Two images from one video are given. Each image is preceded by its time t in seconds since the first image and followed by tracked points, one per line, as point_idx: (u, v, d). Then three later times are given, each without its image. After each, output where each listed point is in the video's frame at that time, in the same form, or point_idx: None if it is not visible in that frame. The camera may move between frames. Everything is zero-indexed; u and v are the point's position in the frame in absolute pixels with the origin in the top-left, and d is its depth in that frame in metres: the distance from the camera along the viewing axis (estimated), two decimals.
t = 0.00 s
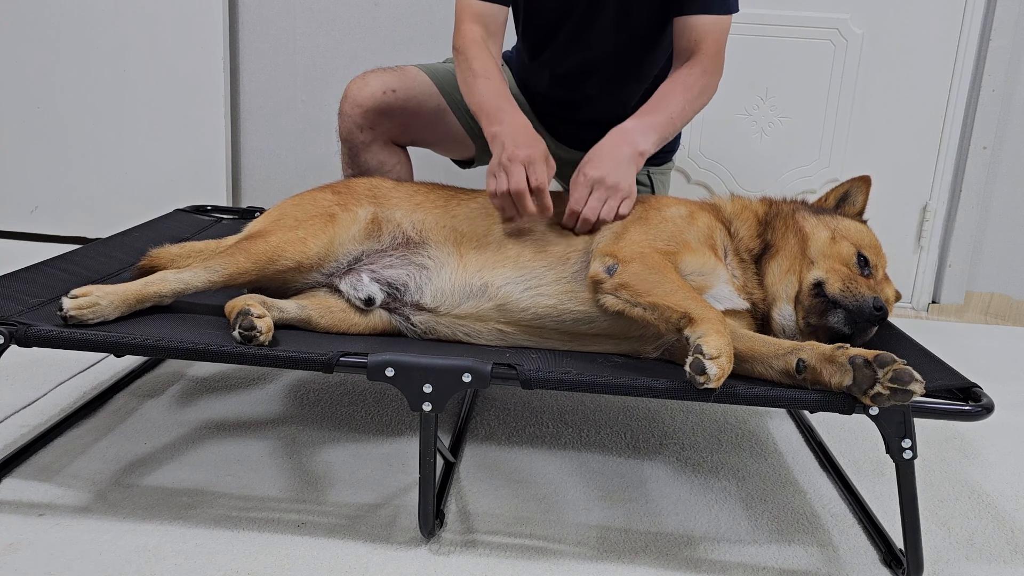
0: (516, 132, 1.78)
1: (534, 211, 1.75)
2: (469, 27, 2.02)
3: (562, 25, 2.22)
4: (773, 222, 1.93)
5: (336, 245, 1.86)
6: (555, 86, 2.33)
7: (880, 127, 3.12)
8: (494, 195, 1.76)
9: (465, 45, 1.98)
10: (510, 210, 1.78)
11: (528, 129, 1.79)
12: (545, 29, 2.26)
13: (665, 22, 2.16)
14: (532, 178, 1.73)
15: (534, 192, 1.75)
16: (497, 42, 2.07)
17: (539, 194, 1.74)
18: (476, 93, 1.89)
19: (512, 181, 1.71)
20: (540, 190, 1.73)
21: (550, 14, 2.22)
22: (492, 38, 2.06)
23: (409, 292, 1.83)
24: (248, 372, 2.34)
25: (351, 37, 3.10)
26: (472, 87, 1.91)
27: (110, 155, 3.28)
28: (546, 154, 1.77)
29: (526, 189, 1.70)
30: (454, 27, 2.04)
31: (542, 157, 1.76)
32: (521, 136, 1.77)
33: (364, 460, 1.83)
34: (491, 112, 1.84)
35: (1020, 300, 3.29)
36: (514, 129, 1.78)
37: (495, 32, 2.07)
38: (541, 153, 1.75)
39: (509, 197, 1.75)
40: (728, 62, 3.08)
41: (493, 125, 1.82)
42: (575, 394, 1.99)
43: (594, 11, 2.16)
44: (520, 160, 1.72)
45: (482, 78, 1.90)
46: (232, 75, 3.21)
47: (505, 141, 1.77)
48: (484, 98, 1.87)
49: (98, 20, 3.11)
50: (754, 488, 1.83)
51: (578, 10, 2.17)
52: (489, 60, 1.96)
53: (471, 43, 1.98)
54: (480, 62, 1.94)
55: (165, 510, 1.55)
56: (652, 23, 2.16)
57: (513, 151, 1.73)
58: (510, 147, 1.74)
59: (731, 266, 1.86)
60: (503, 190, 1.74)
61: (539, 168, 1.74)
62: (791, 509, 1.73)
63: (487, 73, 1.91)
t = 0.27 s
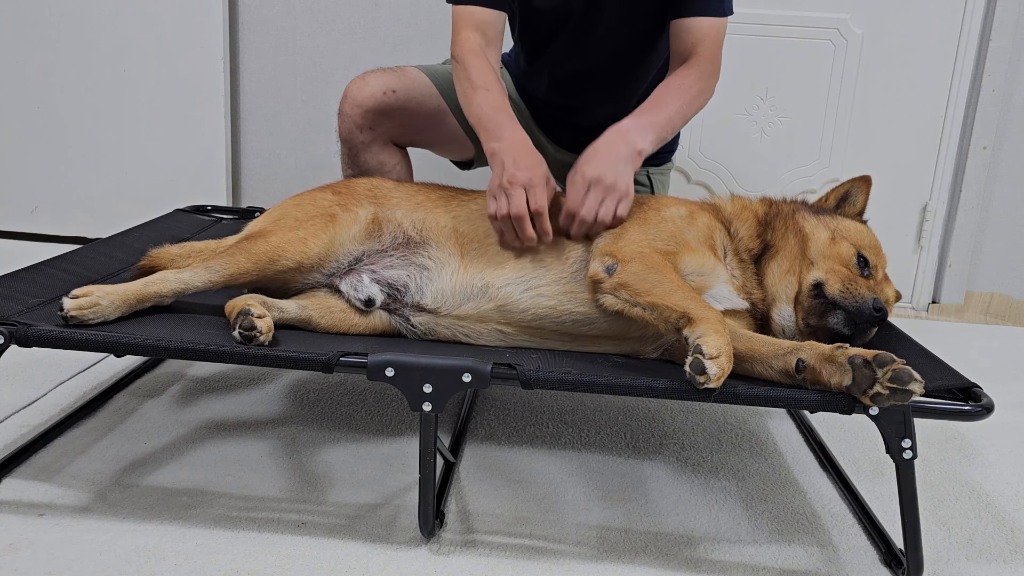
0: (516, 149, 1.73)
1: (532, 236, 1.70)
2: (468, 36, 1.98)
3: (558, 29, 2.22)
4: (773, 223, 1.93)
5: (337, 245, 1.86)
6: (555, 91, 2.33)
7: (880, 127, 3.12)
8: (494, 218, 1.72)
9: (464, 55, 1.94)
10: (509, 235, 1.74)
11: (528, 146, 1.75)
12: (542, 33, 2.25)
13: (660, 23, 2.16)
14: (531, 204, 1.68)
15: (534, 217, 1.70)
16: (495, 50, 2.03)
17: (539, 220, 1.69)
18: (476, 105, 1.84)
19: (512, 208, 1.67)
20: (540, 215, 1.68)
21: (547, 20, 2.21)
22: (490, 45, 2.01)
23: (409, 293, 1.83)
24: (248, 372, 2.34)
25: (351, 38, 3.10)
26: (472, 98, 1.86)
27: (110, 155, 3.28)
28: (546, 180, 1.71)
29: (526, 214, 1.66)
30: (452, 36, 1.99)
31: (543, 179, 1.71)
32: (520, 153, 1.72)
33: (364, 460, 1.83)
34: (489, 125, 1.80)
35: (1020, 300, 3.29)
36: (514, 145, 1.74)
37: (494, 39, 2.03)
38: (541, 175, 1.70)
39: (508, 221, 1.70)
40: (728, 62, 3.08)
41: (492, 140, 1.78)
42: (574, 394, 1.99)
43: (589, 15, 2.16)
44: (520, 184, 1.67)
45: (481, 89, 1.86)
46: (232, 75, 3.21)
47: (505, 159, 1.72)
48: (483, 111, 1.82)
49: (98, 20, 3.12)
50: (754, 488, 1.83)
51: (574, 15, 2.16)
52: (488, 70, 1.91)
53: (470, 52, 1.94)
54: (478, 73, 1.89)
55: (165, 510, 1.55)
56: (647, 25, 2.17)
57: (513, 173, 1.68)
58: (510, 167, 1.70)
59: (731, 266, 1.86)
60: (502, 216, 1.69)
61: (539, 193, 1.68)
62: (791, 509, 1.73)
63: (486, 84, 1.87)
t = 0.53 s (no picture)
0: (513, 172, 1.71)
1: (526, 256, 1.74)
2: (467, 41, 1.97)
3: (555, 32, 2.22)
4: (773, 223, 1.93)
5: (337, 244, 1.86)
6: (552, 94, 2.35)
7: (880, 127, 3.12)
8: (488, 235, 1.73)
9: (461, 61, 1.94)
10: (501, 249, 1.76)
11: (523, 156, 1.74)
12: (539, 36, 2.26)
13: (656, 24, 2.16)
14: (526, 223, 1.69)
15: (529, 237, 1.72)
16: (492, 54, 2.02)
17: (534, 240, 1.72)
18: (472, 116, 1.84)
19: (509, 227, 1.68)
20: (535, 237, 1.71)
21: (544, 23, 2.21)
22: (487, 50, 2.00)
23: (409, 292, 1.83)
24: (248, 372, 2.34)
25: (351, 38, 3.10)
26: (468, 107, 1.86)
27: (111, 155, 3.28)
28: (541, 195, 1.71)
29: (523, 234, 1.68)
30: (450, 41, 1.99)
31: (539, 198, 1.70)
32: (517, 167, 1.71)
33: (364, 460, 1.83)
34: (485, 141, 1.79)
35: (1020, 300, 3.29)
36: (511, 163, 1.72)
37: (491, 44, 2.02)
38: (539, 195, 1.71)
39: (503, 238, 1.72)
40: (728, 62, 3.08)
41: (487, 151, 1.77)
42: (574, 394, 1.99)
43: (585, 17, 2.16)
44: (517, 204, 1.68)
45: (479, 99, 1.85)
46: (232, 75, 3.21)
47: (501, 176, 1.71)
48: (479, 121, 1.82)
49: (98, 20, 3.12)
50: (754, 488, 1.83)
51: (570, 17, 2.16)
52: (484, 76, 1.90)
53: (467, 58, 1.94)
54: (476, 80, 1.88)
55: (165, 510, 1.55)
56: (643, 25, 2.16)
57: (511, 191, 1.68)
58: (506, 185, 1.69)
59: (731, 266, 1.86)
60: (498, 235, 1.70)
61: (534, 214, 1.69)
62: (791, 509, 1.73)
63: (484, 93, 1.86)
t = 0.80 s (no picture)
0: (506, 186, 1.68)
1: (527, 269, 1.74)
2: (463, 44, 1.96)
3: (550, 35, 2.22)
4: (773, 223, 1.93)
5: (337, 243, 1.86)
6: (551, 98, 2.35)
7: (880, 127, 3.12)
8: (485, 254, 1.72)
9: (457, 64, 1.91)
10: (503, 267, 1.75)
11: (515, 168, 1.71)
12: (535, 39, 2.26)
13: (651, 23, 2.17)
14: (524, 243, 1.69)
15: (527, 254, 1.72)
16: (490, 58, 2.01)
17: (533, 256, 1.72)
18: (468, 122, 1.82)
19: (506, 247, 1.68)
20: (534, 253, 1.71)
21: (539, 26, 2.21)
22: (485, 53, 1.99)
23: (409, 292, 1.83)
24: (248, 372, 2.34)
25: (351, 38, 3.10)
26: (463, 114, 1.83)
27: (111, 155, 3.28)
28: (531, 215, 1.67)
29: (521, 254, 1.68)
30: (446, 45, 1.98)
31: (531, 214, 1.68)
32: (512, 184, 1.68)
33: (364, 460, 1.83)
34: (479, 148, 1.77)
35: (1020, 300, 3.29)
36: (502, 174, 1.69)
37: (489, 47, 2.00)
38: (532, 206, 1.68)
39: (501, 257, 1.71)
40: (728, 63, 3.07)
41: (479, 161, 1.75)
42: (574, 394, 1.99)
43: (580, 19, 2.16)
44: (511, 222, 1.66)
45: (473, 106, 1.83)
46: (232, 75, 3.21)
47: (494, 188, 1.69)
48: (474, 129, 1.80)
49: (98, 20, 3.12)
50: (754, 488, 1.83)
51: (564, 19, 2.16)
52: (481, 82, 1.88)
53: (464, 63, 1.91)
54: (471, 86, 1.86)
55: (165, 510, 1.55)
56: (638, 25, 2.16)
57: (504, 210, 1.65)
58: (498, 203, 1.66)
59: (731, 266, 1.85)
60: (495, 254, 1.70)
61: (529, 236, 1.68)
62: (791, 509, 1.73)
63: (478, 99, 1.84)
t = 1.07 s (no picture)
0: (500, 193, 1.67)
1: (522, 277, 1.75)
2: (459, 46, 1.94)
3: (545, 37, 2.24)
4: (773, 223, 1.93)
5: (338, 243, 1.86)
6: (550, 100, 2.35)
7: (880, 127, 3.12)
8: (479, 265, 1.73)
9: (454, 68, 1.90)
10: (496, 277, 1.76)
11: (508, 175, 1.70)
12: (531, 41, 2.27)
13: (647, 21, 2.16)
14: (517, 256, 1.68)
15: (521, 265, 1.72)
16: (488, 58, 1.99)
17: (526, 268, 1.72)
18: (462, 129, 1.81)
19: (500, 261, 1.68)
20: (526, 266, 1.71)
21: (535, 26, 2.22)
22: (482, 53, 1.97)
23: (409, 291, 1.83)
24: (248, 372, 2.34)
25: (351, 37, 3.10)
26: (459, 118, 1.83)
27: (110, 155, 3.28)
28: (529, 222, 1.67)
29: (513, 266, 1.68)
30: (443, 47, 1.97)
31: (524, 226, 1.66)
32: (504, 194, 1.67)
33: (364, 460, 1.83)
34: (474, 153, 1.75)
35: (1020, 300, 3.29)
36: (496, 185, 1.68)
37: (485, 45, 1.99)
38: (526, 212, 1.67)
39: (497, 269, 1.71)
40: (728, 62, 3.07)
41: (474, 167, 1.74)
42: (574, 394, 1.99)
43: (574, 20, 2.17)
44: (502, 236, 1.65)
45: (468, 111, 1.82)
46: (232, 75, 3.21)
47: (488, 202, 1.67)
48: (468, 133, 1.78)
49: (98, 20, 3.12)
50: (755, 488, 1.83)
51: (558, 20, 2.18)
52: (478, 87, 1.87)
53: (460, 64, 1.90)
54: (467, 92, 1.85)
55: (165, 510, 1.55)
56: (632, 24, 2.16)
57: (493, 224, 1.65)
58: (492, 214, 1.65)
59: (731, 266, 1.85)
60: (491, 266, 1.69)
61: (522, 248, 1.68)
62: (791, 509, 1.73)
63: (475, 104, 1.83)
